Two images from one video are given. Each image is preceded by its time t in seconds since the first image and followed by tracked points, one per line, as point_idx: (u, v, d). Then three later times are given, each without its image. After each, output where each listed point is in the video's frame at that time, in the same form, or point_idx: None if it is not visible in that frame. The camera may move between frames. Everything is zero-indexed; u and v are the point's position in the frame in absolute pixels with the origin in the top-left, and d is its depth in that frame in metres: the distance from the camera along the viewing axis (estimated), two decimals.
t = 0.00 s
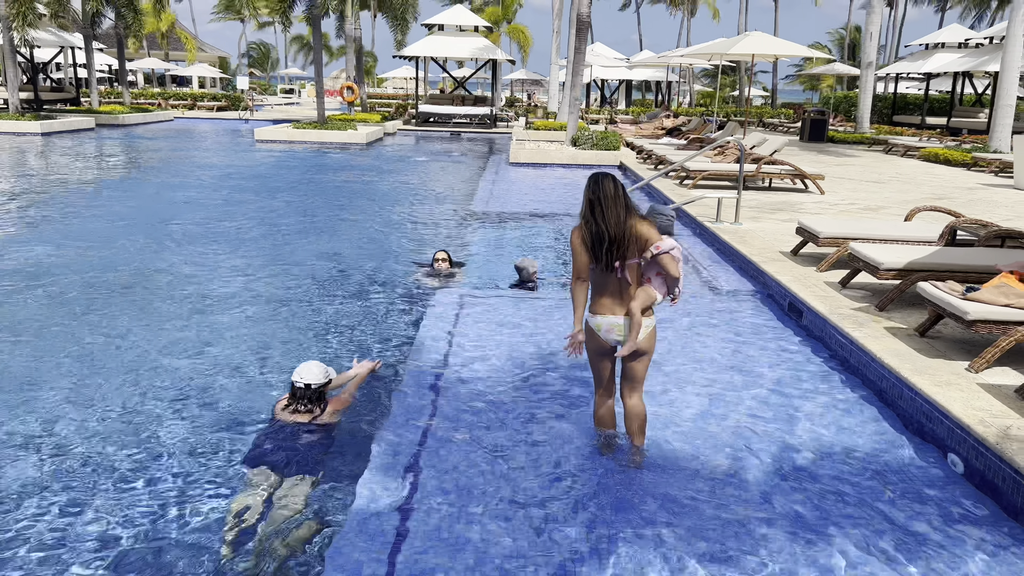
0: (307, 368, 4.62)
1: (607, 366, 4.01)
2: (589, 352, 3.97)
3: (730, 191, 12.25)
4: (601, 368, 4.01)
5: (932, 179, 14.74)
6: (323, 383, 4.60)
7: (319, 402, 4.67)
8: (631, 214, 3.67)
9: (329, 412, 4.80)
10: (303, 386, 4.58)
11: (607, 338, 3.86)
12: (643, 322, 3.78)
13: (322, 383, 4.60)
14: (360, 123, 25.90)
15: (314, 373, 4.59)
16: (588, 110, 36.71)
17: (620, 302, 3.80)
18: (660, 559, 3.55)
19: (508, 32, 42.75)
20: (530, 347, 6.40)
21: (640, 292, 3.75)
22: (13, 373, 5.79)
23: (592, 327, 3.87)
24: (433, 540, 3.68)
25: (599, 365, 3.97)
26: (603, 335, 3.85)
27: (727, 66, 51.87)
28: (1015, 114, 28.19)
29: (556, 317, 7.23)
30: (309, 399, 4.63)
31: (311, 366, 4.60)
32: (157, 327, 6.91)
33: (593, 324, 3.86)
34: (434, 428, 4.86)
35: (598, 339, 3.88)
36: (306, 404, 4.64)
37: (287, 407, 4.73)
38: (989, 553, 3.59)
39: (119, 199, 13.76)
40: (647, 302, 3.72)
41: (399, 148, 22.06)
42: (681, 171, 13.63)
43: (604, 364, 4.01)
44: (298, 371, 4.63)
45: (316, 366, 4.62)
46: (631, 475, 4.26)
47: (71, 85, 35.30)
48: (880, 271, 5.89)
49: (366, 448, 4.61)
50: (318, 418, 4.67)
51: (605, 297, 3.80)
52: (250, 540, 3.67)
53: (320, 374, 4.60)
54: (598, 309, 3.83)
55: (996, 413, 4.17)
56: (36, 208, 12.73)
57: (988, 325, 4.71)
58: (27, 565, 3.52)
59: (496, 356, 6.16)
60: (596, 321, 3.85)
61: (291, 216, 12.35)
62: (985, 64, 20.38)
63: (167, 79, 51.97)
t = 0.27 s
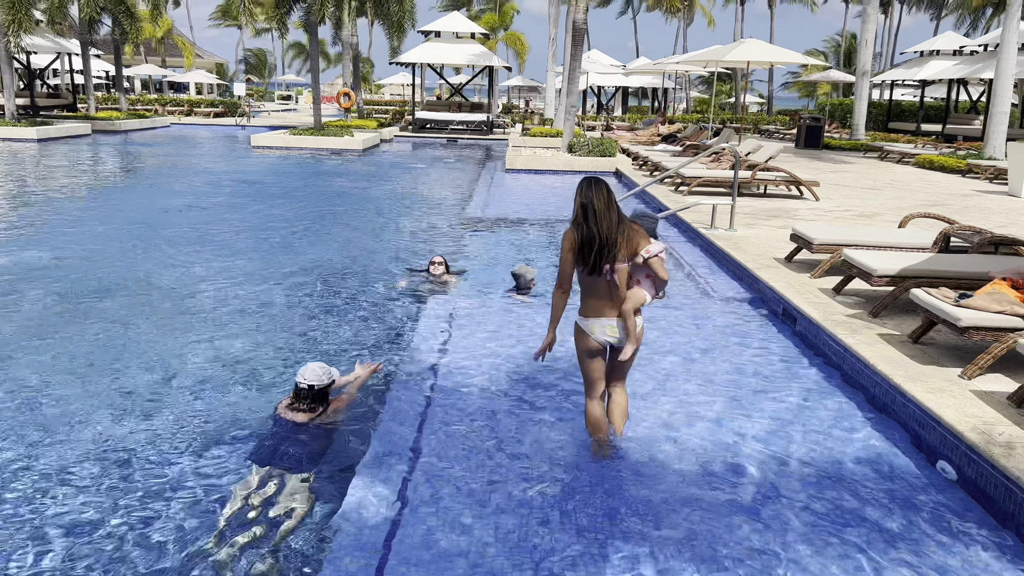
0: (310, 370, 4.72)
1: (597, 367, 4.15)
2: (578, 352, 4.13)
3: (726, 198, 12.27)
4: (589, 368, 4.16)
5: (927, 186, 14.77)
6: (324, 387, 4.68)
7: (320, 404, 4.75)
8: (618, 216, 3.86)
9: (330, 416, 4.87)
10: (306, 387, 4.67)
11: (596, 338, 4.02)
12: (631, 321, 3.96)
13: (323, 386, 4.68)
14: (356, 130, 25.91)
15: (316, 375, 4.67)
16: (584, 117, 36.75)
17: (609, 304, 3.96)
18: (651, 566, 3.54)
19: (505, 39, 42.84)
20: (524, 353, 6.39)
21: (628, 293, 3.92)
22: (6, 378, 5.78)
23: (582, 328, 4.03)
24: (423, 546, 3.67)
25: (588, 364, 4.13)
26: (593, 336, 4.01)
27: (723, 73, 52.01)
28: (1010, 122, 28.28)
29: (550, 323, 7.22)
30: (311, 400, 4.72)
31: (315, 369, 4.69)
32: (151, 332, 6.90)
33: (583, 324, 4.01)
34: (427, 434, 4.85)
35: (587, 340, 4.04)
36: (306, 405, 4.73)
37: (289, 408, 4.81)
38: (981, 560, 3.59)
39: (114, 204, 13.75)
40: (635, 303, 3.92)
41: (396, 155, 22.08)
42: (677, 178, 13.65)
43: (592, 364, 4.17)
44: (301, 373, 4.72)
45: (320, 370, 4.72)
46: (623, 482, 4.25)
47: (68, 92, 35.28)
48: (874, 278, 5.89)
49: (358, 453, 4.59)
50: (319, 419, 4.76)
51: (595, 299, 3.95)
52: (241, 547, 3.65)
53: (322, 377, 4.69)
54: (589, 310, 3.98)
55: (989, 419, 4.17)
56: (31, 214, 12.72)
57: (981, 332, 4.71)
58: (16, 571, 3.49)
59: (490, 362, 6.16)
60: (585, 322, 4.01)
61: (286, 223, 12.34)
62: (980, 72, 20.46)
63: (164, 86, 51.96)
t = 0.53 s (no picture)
0: (312, 371, 4.84)
1: (589, 369, 4.19)
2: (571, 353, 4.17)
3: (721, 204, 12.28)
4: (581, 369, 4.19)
5: (922, 192, 14.80)
6: (326, 389, 4.80)
7: (322, 403, 4.89)
8: (612, 218, 3.92)
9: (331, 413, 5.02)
10: (307, 389, 4.80)
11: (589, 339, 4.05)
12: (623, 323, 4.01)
13: (325, 388, 4.81)
14: (353, 136, 25.94)
15: (317, 376, 4.79)
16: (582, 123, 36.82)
17: (601, 305, 3.99)
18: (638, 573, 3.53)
19: (503, 46, 42.93)
20: (517, 359, 6.39)
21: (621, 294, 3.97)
22: None
23: (575, 328, 4.07)
24: (411, 552, 3.65)
25: (580, 365, 4.16)
26: (586, 337, 4.04)
27: (721, 80, 52.15)
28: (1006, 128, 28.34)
29: (544, 329, 7.22)
30: (312, 401, 4.85)
31: (317, 371, 4.81)
32: (144, 337, 6.89)
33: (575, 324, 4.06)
34: (418, 440, 4.84)
35: (580, 341, 4.07)
36: (308, 405, 4.87)
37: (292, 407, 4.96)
38: (970, 566, 3.58)
39: (110, 210, 13.75)
40: (628, 303, 3.96)
41: (393, 161, 22.10)
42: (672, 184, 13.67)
43: (584, 365, 4.21)
44: (303, 374, 4.84)
45: (321, 371, 4.84)
46: (612, 489, 4.24)
47: (65, 98, 35.30)
48: (866, 284, 5.89)
49: (348, 458, 4.58)
50: (320, 417, 4.90)
51: (588, 299, 4.00)
52: (229, 553, 3.64)
53: (323, 379, 4.81)
54: (583, 311, 4.01)
55: (979, 426, 4.17)
56: (27, 219, 12.72)
57: (972, 338, 4.71)
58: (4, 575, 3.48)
59: (482, 368, 6.15)
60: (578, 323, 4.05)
61: (282, 228, 12.34)
62: (975, 78, 20.52)
63: (162, 92, 52.03)
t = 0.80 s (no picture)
0: (312, 374, 5.04)
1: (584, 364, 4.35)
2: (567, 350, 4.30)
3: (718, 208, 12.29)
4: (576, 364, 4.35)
5: (920, 196, 14.81)
6: (326, 389, 5.00)
7: (324, 403, 5.09)
8: (607, 222, 4.02)
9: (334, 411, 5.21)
10: (308, 391, 4.99)
11: (585, 338, 4.18)
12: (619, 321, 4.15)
13: (325, 388, 5.01)
14: (352, 141, 25.97)
15: (318, 379, 4.99)
16: (580, 128, 36.86)
17: (596, 305, 4.12)
18: None
19: (502, 51, 43.01)
20: (513, 363, 6.39)
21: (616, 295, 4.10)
22: None
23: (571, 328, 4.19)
24: (403, 556, 3.65)
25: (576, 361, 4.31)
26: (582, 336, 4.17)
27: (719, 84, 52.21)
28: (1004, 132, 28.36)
29: (540, 333, 7.22)
30: (314, 401, 5.05)
31: (316, 373, 5.01)
32: (141, 342, 6.89)
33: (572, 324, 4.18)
34: (412, 444, 4.84)
35: (576, 340, 4.20)
36: (311, 405, 5.07)
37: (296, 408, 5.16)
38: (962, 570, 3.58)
39: (108, 215, 13.76)
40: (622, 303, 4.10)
41: (392, 166, 22.12)
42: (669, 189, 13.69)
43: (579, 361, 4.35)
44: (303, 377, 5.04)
45: (321, 372, 5.03)
46: (605, 492, 4.24)
47: (65, 104, 35.34)
48: (861, 288, 5.90)
49: (342, 462, 4.58)
50: (323, 416, 5.09)
51: (584, 301, 4.11)
52: (222, 556, 3.64)
53: (323, 380, 5.01)
54: (581, 311, 4.13)
55: (972, 429, 4.17)
56: (25, 224, 12.73)
57: (966, 341, 4.71)
58: None
59: (478, 372, 6.15)
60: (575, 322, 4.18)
61: (280, 233, 12.35)
62: (973, 82, 20.55)
63: (162, 98, 52.10)
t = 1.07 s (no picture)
0: (316, 377, 5.13)
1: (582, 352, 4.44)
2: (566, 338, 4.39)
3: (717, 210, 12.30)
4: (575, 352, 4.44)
5: (918, 198, 14.81)
6: (331, 392, 5.10)
7: (330, 404, 5.19)
8: (605, 215, 4.07)
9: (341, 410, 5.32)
10: (313, 394, 5.10)
11: (582, 327, 4.27)
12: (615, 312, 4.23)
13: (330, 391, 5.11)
14: (351, 144, 25.99)
15: (322, 383, 5.09)
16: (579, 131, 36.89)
17: (593, 295, 4.19)
18: None
19: (501, 55, 43.07)
20: (511, 367, 6.39)
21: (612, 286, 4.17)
22: None
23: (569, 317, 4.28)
24: (401, 559, 3.65)
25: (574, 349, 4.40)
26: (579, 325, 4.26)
27: (718, 86, 52.25)
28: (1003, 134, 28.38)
29: (538, 336, 7.22)
30: (320, 404, 5.16)
31: (321, 377, 5.10)
32: (141, 345, 6.90)
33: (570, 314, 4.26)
34: (410, 447, 4.83)
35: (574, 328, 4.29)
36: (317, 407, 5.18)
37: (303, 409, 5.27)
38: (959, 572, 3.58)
39: (107, 220, 13.77)
40: (618, 294, 4.17)
41: (391, 169, 22.13)
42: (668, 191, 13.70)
43: (578, 349, 4.45)
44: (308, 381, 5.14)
45: (325, 375, 5.13)
46: (604, 495, 4.24)
47: (64, 108, 35.37)
48: (859, 290, 5.91)
49: (341, 466, 4.58)
50: (331, 416, 5.20)
51: (581, 291, 4.19)
52: (220, 560, 3.64)
53: (328, 383, 5.11)
54: (574, 300, 4.23)
55: (970, 431, 4.17)
56: (24, 229, 12.74)
57: (963, 343, 4.72)
58: None
59: (477, 376, 6.15)
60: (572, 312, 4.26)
61: (279, 237, 12.36)
62: (971, 84, 20.57)
63: (162, 103, 52.15)
